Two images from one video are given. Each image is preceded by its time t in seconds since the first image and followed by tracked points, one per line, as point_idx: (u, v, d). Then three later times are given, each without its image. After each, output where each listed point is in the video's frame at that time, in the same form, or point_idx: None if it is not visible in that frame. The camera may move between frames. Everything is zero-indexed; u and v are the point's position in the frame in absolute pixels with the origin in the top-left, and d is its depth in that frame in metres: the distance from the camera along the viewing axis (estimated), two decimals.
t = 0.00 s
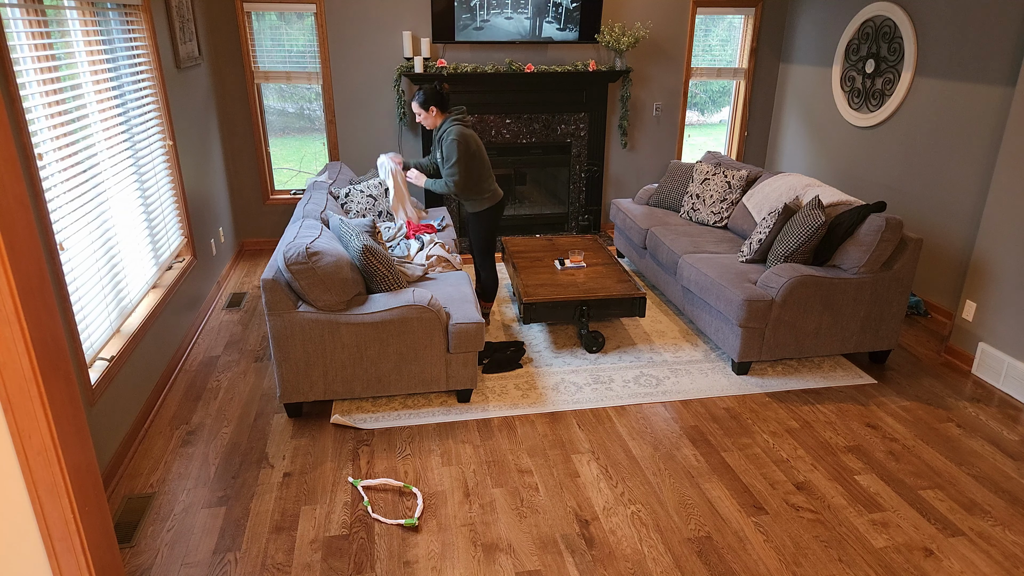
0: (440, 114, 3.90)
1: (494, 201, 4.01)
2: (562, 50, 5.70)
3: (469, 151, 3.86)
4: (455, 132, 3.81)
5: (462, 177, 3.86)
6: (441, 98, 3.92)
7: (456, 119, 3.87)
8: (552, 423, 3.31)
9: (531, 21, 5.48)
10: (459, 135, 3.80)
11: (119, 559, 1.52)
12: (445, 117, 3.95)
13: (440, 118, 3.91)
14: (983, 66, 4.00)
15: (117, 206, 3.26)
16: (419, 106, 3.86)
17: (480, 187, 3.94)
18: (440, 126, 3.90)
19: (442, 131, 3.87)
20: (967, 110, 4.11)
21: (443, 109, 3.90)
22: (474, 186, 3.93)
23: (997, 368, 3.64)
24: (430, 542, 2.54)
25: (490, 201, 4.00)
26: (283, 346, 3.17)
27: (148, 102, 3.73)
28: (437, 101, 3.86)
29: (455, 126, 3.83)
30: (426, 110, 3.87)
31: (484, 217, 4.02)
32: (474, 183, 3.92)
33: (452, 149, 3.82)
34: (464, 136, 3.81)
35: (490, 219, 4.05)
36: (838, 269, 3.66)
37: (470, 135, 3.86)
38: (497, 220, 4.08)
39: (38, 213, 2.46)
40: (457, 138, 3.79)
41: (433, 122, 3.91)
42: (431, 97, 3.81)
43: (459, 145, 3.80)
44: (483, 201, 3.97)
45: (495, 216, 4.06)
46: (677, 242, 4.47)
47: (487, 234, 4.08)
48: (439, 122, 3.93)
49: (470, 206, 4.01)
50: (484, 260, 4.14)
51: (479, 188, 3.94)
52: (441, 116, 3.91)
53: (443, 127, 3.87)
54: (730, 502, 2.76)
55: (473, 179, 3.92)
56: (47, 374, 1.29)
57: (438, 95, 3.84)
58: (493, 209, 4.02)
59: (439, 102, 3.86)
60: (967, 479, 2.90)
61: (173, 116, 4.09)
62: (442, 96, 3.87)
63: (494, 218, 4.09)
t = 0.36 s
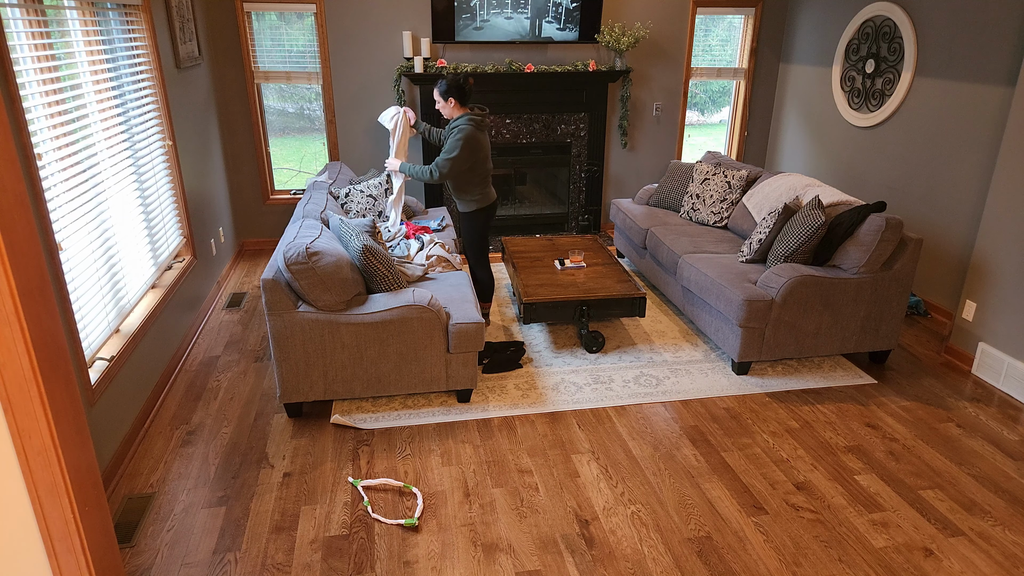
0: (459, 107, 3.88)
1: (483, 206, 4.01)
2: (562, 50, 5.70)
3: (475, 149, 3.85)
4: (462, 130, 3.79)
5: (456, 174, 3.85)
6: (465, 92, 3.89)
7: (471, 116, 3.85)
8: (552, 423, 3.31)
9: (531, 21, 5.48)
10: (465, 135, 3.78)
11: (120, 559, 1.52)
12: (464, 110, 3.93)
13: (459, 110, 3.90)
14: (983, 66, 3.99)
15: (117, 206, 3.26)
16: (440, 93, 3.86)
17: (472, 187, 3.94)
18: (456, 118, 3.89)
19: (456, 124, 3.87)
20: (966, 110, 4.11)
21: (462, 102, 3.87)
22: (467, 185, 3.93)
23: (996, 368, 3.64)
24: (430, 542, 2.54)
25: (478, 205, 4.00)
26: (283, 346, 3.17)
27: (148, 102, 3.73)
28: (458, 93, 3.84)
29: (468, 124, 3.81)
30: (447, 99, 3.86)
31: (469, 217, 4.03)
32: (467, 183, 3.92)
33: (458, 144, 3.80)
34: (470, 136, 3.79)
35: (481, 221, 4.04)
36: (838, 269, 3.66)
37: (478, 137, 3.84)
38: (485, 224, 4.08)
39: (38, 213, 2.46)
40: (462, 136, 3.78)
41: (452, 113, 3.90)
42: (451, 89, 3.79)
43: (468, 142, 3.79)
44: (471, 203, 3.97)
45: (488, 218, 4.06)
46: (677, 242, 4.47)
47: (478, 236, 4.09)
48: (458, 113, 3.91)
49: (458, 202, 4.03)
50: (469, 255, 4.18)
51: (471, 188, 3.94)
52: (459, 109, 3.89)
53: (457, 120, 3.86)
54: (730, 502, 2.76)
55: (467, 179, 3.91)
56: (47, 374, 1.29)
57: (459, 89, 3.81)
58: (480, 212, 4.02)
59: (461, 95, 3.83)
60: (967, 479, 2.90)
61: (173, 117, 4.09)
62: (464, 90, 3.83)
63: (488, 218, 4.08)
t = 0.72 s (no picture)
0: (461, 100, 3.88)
1: (479, 202, 3.99)
2: (562, 50, 5.70)
3: (476, 139, 3.86)
4: (460, 121, 3.80)
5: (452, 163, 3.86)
6: (468, 86, 3.90)
7: (472, 109, 3.86)
8: (552, 423, 3.31)
9: (531, 21, 5.48)
10: (463, 126, 3.79)
11: (120, 559, 1.52)
12: (467, 104, 3.94)
13: (461, 104, 3.90)
14: (983, 66, 4.00)
15: (117, 206, 3.26)
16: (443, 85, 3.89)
17: (467, 180, 3.93)
18: (458, 112, 3.89)
19: (456, 116, 3.88)
20: (966, 109, 4.11)
21: (465, 95, 3.88)
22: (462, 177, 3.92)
23: (997, 368, 3.64)
24: (430, 542, 2.54)
25: (473, 200, 3.97)
26: (283, 346, 3.17)
27: (147, 102, 3.73)
28: (460, 87, 3.84)
29: (470, 115, 3.83)
30: (449, 93, 3.86)
31: (463, 211, 4.02)
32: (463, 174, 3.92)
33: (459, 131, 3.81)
34: (467, 128, 3.80)
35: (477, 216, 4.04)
36: (838, 269, 3.66)
37: (477, 129, 3.85)
38: (481, 219, 4.06)
39: (38, 213, 2.46)
40: (461, 127, 3.79)
41: (454, 106, 3.90)
42: (453, 82, 3.80)
43: (468, 131, 3.80)
44: (467, 196, 3.96)
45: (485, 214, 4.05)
46: (677, 242, 4.47)
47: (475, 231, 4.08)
48: (460, 107, 3.91)
49: (453, 194, 4.03)
50: (466, 251, 4.18)
51: (466, 181, 3.93)
52: (462, 102, 3.90)
53: (457, 113, 3.87)
54: (730, 502, 2.76)
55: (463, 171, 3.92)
56: (47, 374, 1.29)
57: (461, 82, 3.83)
58: (476, 208, 4.00)
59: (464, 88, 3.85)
60: (967, 479, 2.90)
61: (172, 117, 4.09)
62: (467, 83, 3.84)
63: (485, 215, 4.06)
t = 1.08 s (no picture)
0: (465, 101, 3.88)
1: (479, 203, 3.99)
2: (562, 50, 5.70)
3: (479, 142, 3.86)
4: (467, 124, 3.79)
5: (455, 166, 3.85)
6: (473, 87, 3.90)
7: (477, 112, 3.86)
8: (552, 423, 3.31)
9: (531, 21, 5.48)
10: (469, 129, 3.79)
11: (119, 559, 1.52)
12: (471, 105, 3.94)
13: (465, 105, 3.90)
14: (983, 66, 4.00)
15: (117, 206, 3.26)
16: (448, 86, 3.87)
17: (469, 182, 3.93)
18: (462, 113, 3.89)
19: (460, 118, 3.87)
20: (966, 109, 4.12)
21: (469, 96, 3.87)
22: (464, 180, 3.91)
23: (997, 368, 3.64)
24: (430, 542, 2.54)
25: (472, 201, 3.98)
26: (283, 346, 3.17)
27: (148, 102, 3.73)
28: (464, 87, 3.84)
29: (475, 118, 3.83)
30: (453, 93, 3.85)
31: (462, 212, 4.02)
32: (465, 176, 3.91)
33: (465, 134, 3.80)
34: (473, 131, 3.80)
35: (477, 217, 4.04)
36: (838, 269, 3.66)
37: (481, 132, 3.85)
38: (481, 220, 4.07)
39: (38, 214, 2.46)
40: (467, 130, 3.78)
41: (458, 107, 3.90)
42: (458, 83, 3.80)
43: (474, 134, 3.80)
44: (468, 199, 3.96)
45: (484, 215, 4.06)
46: (677, 242, 4.47)
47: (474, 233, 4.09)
48: (464, 108, 3.91)
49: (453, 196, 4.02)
50: (466, 252, 4.18)
51: (468, 183, 3.92)
52: (466, 103, 3.89)
53: (462, 115, 3.87)
54: (730, 502, 2.76)
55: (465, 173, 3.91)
56: (47, 374, 1.29)
57: (466, 83, 3.82)
58: (476, 209, 4.00)
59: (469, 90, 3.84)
60: (967, 479, 2.90)
61: (173, 117, 4.08)
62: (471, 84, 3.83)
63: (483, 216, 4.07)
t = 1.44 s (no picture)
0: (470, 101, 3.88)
1: (480, 203, 3.99)
2: (562, 50, 5.70)
3: (483, 140, 3.85)
4: (470, 123, 3.78)
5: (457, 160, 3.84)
6: (478, 87, 3.90)
7: (482, 112, 3.86)
8: (552, 423, 3.31)
9: (531, 21, 5.48)
10: (474, 126, 3.78)
11: (119, 559, 1.52)
12: (476, 105, 3.94)
13: (470, 105, 3.90)
14: (983, 66, 4.00)
15: (117, 206, 3.26)
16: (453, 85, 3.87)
17: (471, 180, 3.93)
18: (467, 112, 3.89)
19: (464, 117, 3.87)
20: (966, 110, 4.12)
21: (474, 96, 3.87)
22: (465, 177, 3.92)
23: (997, 368, 3.64)
24: (430, 542, 2.54)
25: (475, 201, 3.97)
26: (283, 346, 3.17)
27: (148, 102, 3.73)
28: (470, 87, 3.84)
29: (481, 116, 3.83)
30: (459, 93, 3.85)
31: (463, 211, 4.01)
32: (465, 174, 3.92)
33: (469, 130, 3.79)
34: (477, 130, 3.79)
35: (477, 217, 4.04)
36: (838, 269, 3.66)
37: (486, 131, 3.85)
38: (482, 220, 4.07)
39: (38, 213, 2.46)
40: (471, 127, 3.77)
41: (463, 106, 3.90)
42: (464, 83, 3.80)
43: (479, 131, 3.79)
44: (470, 197, 3.95)
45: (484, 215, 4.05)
46: (677, 242, 4.47)
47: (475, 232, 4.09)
48: (468, 108, 3.91)
49: (453, 193, 4.03)
50: (466, 252, 4.18)
51: (469, 181, 3.92)
52: (471, 103, 3.90)
53: (466, 114, 3.87)
54: (730, 502, 2.76)
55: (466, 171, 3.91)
56: (47, 374, 1.29)
57: (472, 82, 3.83)
58: (477, 209, 4.00)
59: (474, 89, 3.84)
60: (967, 479, 2.90)
61: (173, 117, 4.09)
62: (477, 83, 3.84)
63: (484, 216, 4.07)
